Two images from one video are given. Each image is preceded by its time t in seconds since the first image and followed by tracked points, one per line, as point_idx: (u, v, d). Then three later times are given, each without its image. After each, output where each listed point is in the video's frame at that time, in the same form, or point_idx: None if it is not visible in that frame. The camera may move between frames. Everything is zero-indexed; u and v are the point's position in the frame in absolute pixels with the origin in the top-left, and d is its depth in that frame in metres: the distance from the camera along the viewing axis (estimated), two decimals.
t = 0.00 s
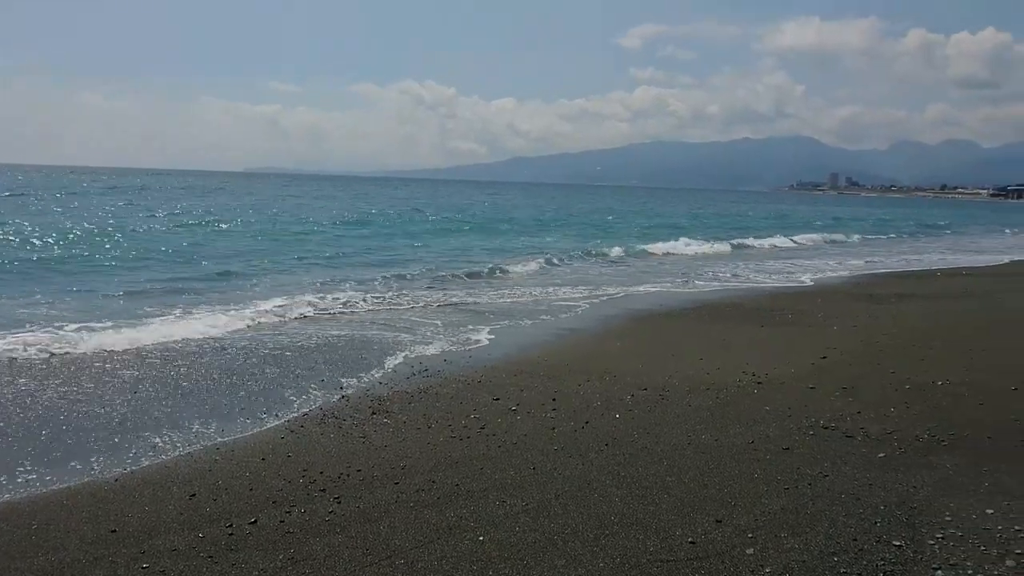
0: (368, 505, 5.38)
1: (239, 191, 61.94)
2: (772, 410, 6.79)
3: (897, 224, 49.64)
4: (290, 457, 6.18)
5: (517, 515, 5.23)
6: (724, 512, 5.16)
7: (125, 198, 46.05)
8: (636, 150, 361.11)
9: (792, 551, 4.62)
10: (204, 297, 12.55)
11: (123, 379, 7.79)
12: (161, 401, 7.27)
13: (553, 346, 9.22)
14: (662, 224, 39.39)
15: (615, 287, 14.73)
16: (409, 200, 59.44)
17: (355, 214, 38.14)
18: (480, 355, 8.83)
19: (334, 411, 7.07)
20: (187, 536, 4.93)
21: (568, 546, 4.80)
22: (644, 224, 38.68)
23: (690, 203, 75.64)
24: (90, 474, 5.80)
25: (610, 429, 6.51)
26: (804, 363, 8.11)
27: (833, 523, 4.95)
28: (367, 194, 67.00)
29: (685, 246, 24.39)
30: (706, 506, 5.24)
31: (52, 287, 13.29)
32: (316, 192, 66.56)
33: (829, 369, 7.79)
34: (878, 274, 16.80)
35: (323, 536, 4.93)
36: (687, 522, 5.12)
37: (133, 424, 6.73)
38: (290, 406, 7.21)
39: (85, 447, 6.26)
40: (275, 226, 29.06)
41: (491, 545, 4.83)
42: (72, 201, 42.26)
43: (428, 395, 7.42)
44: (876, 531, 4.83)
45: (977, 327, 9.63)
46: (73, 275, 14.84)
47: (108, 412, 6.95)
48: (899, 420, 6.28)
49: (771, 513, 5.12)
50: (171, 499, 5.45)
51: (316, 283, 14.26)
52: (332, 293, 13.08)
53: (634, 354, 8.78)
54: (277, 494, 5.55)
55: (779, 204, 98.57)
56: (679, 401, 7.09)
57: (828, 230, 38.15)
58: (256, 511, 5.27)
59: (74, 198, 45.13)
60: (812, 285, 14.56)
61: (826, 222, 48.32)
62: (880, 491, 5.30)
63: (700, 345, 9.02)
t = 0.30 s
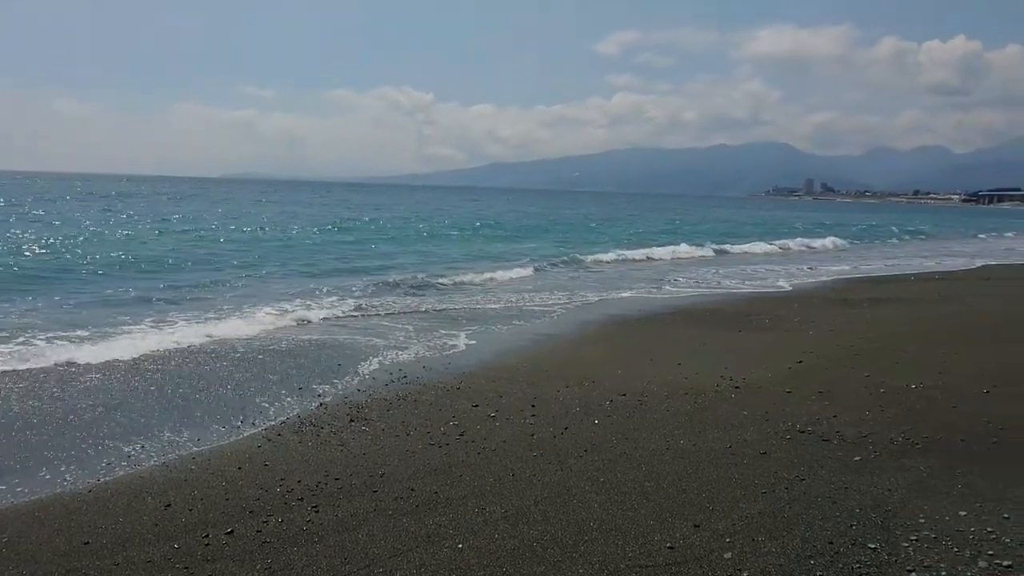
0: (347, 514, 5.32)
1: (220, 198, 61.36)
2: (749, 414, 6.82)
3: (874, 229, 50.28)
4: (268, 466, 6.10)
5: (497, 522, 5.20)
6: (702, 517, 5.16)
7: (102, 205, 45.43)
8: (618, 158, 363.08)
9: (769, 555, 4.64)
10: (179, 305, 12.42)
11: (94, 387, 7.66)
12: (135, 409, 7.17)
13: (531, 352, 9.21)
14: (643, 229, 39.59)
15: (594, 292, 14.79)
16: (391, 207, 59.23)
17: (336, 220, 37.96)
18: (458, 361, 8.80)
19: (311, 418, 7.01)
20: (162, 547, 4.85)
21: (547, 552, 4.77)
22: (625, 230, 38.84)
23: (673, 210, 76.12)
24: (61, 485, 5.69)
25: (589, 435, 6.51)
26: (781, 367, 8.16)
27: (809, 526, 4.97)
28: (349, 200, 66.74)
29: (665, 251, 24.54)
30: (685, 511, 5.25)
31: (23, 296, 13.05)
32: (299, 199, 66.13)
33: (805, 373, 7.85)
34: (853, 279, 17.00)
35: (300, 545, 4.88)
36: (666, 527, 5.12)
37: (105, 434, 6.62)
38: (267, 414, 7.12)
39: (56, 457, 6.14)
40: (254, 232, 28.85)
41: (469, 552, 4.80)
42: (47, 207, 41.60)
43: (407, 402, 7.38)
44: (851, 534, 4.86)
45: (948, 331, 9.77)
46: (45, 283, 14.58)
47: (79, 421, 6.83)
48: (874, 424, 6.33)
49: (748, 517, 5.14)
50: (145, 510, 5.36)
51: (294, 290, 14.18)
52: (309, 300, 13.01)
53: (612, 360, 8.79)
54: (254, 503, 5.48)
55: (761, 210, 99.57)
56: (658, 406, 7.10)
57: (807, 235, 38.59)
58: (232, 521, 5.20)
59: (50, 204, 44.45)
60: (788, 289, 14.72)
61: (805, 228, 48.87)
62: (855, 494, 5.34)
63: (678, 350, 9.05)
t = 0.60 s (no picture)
0: (322, 523, 5.25)
1: (201, 206, 60.79)
2: (726, 419, 6.83)
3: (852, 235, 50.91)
4: (241, 475, 6.01)
5: (473, 530, 5.15)
6: (678, 522, 5.15)
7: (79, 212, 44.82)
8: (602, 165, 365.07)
9: (745, 560, 4.63)
10: (151, 314, 12.24)
11: (60, 397, 7.51)
12: (105, 419, 7.04)
13: (509, 358, 9.19)
14: (623, 236, 39.70)
15: (571, 299, 14.81)
16: (373, 214, 59.07)
17: (315, 227, 37.64)
18: (435, 368, 8.75)
19: (287, 427, 6.92)
20: (133, 560, 4.75)
21: (523, 561, 4.73)
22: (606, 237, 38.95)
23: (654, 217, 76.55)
24: (29, 497, 5.57)
25: (567, 442, 6.48)
26: (756, 372, 8.20)
27: (785, 531, 4.97)
28: (330, 208, 66.31)
29: (644, 258, 24.65)
30: (661, 517, 5.23)
31: None
32: (281, 206, 65.76)
33: (780, 378, 7.89)
34: (829, 284, 17.18)
35: (274, 556, 4.80)
36: (642, 534, 5.10)
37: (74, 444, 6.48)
38: (240, 423, 7.02)
39: (23, 468, 6.01)
40: (231, 240, 28.54)
41: (445, 561, 4.74)
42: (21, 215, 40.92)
43: (384, 409, 7.32)
44: (826, 538, 4.87)
45: (921, 335, 9.88)
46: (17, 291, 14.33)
47: (47, 431, 6.70)
48: (848, 428, 6.36)
49: (725, 523, 5.13)
50: (116, 522, 5.26)
51: (269, 298, 14.04)
52: (284, 308, 12.90)
53: (589, 366, 8.78)
54: (227, 514, 5.39)
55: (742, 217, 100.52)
56: (635, 412, 7.10)
57: (785, 241, 38.99)
58: (205, 532, 5.11)
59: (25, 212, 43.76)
60: (763, 295, 14.85)
61: (784, 234, 49.35)
62: (830, 498, 5.35)
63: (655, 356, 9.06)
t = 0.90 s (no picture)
0: (295, 535, 5.17)
1: (178, 212, 60.14)
2: (700, 425, 6.85)
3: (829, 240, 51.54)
4: (213, 487, 5.92)
5: (448, 540, 5.10)
6: (654, 529, 5.14)
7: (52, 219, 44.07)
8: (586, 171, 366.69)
9: (720, 566, 4.62)
10: (122, 323, 12.06)
11: (27, 409, 7.36)
12: (72, 430, 6.90)
13: (485, 365, 9.16)
14: (604, 242, 39.85)
15: (549, 305, 14.82)
16: (354, 220, 58.79)
17: (294, 235, 37.33)
18: (411, 376, 8.70)
19: (260, 437, 6.83)
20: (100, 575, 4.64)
21: (498, 570, 4.69)
22: (587, 243, 39.07)
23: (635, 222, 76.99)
24: None
25: (543, 449, 6.46)
26: (731, 377, 8.24)
27: (758, 536, 4.98)
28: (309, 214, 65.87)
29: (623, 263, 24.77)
30: (636, 523, 5.22)
31: None
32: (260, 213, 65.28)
33: (754, 383, 7.94)
34: (804, 289, 17.37)
35: (246, 569, 4.71)
36: (618, 540, 5.08)
37: (40, 457, 6.35)
38: (213, 433, 6.92)
39: None
40: (208, 247, 28.23)
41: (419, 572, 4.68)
42: None
43: (359, 418, 7.25)
44: (800, 542, 4.88)
45: (891, 339, 10.01)
46: None
47: (13, 444, 6.55)
48: (821, 433, 6.41)
49: (699, 528, 5.13)
50: (84, 536, 5.14)
51: (243, 306, 13.90)
52: (258, 316, 12.77)
53: (565, 372, 8.78)
54: (198, 526, 5.29)
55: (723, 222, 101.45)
56: (610, 418, 7.10)
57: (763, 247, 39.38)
58: (175, 545, 5.01)
59: None
60: (738, 300, 14.97)
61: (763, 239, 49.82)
62: (804, 503, 5.38)
63: (632, 362, 9.08)
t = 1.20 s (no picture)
0: (268, 546, 5.10)
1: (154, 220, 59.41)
2: (675, 429, 6.86)
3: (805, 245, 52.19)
4: (185, 498, 5.82)
5: (424, 548, 5.06)
6: (629, 534, 5.14)
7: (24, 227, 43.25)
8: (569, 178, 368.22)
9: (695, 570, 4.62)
10: (91, 332, 11.84)
11: None
12: (38, 442, 6.75)
13: (461, 371, 9.13)
14: (583, 248, 39.95)
15: (527, 311, 14.82)
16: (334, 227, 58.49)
17: (272, 243, 36.99)
18: (386, 383, 8.64)
19: (233, 446, 6.74)
20: None
21: None
22: (566, 249, 39.14)
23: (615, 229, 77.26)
24: None
25: (519, 455, 6.44)
26: (706, 381, 8.28)
27: (733, 540, 4.99)
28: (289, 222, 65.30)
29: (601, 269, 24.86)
30: (612, 529, 5.21)
31: None
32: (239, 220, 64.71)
33: (728, 387, 7.98)
34: (778, 293, 17.54)
35: None
36: (594, 546, 5.07)
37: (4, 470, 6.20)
38: (184, 444, 6.82)
39: None
40: (183, 255, 27.86)
41: None
42: None
43: (333, 426, 7.18)
44: (774, 545, 4.90)
45: (863, 342, 10.12)
46: None
47: None
48: (794, 436, 6.45)
49: (675, 532, 5.13)
50: (51, 551, 5.03)
51: (216, 314, 13.73)
52: (230, 324, 12.62)
53: (541, 378, 8.77)
54: (169, 538, 5.20)
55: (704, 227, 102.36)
56: (586, 423, 7.10)
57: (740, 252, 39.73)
58: (145, 559, 4.91)
59: None
60: (713, 304, 15.08)
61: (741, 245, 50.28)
62: (777, 506, 5.40)
63: (608, 367, 9.10)
